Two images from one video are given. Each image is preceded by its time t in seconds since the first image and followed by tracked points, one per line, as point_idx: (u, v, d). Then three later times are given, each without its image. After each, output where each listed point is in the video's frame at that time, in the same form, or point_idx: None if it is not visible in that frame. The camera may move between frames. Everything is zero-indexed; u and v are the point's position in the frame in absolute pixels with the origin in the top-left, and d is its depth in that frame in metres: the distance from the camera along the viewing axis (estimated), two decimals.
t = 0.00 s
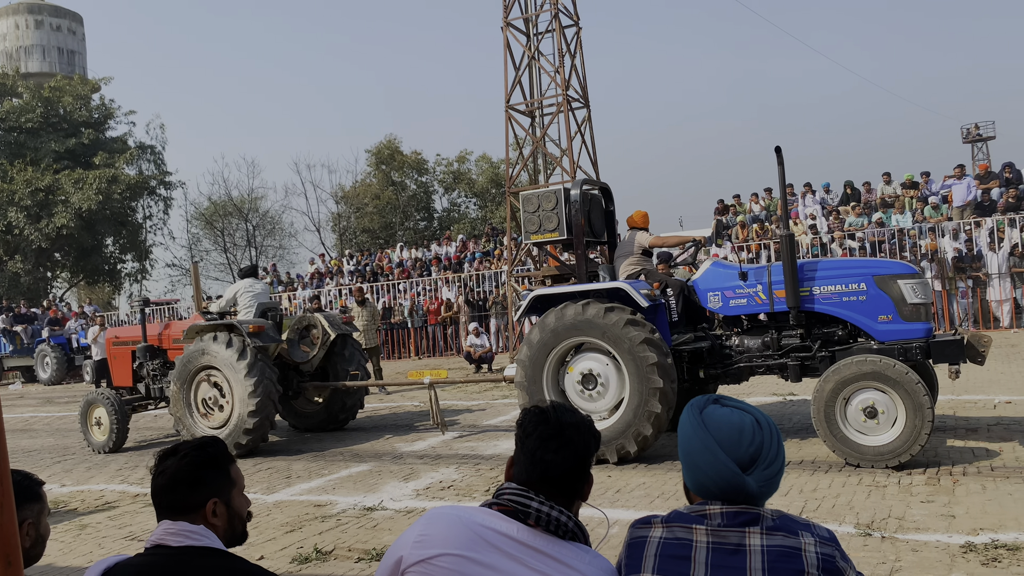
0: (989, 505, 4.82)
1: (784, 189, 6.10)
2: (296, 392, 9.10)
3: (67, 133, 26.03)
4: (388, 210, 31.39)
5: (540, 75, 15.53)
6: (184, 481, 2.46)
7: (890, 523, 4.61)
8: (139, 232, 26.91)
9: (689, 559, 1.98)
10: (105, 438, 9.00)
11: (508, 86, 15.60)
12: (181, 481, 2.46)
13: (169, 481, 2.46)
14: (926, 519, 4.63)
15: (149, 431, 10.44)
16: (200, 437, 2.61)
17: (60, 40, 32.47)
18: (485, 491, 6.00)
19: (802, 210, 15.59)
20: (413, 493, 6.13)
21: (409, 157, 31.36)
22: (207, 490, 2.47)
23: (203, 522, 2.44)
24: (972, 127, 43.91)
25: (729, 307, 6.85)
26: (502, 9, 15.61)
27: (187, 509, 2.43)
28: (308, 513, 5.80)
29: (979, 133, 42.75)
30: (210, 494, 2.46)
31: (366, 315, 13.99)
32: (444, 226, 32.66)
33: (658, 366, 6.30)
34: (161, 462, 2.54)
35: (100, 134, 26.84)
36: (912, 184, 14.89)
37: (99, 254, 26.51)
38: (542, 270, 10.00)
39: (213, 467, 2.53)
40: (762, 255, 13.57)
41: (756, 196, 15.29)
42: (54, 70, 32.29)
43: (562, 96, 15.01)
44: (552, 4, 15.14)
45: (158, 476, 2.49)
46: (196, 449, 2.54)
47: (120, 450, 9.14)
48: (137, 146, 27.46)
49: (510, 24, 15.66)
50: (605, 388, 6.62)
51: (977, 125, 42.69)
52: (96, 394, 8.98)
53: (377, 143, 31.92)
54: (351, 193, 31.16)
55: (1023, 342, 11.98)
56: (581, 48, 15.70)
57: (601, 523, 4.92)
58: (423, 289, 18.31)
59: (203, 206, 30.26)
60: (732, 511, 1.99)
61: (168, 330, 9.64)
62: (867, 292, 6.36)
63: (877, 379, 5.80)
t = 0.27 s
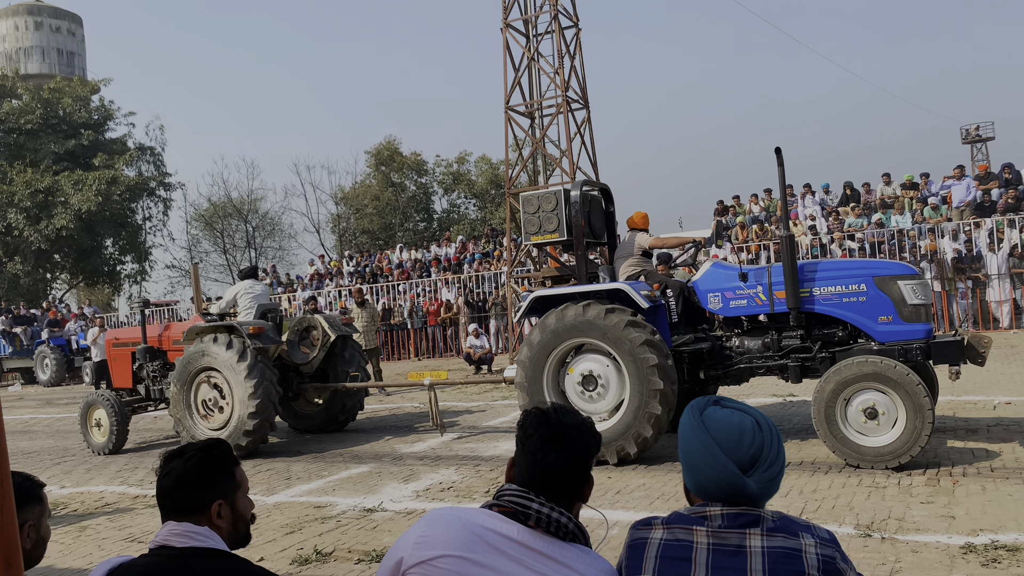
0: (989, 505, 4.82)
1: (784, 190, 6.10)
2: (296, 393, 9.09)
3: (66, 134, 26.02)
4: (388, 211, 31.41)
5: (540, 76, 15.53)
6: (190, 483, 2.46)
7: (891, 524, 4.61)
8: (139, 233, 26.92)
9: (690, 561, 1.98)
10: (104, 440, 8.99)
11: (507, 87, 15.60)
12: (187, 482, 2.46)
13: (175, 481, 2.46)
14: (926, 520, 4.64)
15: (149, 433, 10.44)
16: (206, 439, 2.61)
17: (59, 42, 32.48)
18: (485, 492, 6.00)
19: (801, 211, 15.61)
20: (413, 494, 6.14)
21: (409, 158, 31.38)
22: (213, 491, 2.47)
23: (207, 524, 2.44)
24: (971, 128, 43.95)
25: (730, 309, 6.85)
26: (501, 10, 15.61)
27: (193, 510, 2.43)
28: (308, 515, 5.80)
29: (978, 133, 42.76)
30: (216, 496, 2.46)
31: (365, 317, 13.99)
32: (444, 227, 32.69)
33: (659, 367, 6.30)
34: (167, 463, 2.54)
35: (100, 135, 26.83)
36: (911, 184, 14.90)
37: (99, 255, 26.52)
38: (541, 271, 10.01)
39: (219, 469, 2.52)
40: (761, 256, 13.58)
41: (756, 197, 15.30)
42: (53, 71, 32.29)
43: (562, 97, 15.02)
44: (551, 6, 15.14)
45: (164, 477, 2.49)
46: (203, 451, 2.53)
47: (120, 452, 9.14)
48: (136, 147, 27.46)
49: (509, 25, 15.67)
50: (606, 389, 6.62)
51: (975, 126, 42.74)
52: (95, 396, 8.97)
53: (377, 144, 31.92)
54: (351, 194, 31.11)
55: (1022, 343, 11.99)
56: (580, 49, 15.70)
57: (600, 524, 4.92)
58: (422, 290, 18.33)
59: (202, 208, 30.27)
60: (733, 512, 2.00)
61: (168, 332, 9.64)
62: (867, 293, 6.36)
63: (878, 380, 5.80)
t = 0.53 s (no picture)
0: (990, 507, 4.82)
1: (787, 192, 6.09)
2: (297, 394, 9.09)
3: (68, 135, 26.03)
4: (389, 212, 31.42)
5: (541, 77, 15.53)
6: (191, 484, 2.46)
7: (892, 526, 4.61)
8: (140, 234, 26.94)
9: (691, 562, 1.98)
10: (105, 441, 9.00)
11: (508, 88, 15.61)
12: (188, 483, 2.46)
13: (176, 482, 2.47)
14: (928, 522, 4.63)
15: (149, 433, 10.44)
16: (207, 440, 2.61)
17: (60, 43, 32.51)
18: (486, 494, 6.00)
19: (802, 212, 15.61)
20: (414, 495, 6.13)
21: (410, 160, 31.38)
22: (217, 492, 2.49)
23: (208, 525, 2.44)
24: (972, 130, 43.86)
25: (731, 310, 6.85)
26: (503, 11, 15.60)
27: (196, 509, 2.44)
28: (309, 516, 5.80)
29: (980, 134, 42.67)
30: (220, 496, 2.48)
31: (366, 318, 14.00)
32: (445, 228, 32.70)
33: (659, 369, 6.30)
34: (167, 465, 2.54)
35: (101, 136, 26.84)
36: (912, 186, 14.89)
37: (100, 256, 26.56)
38: (542, 272, 10.02)
39: (220, 470, 2.52)
40: (762, 257, 13.58)
41: (757, 198, 15.29)
42: (55, 73, 32.33)
43: (563, 98, 15.01)
44: (553, 7, 15.14)
45: (165, 479, 2.49)
46: (204, 452, 2.53)
47: (121, 453, 9.14)
48: (137, 148, 27.48)
49: (511, 27, 15.66)
50: (607, 390, 6.61)
51: (977, 128, 42.72)
52: (96, 397, 8.97)
53: (378, 145, 31.90)
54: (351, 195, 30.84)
55: None
56: (582, 50, 15.69)
57: (601, 526, 4.91)
58: (423, 291, 18.33)
59: (203, 209, 30.30)
60: (734, 513, 2.00)
61: (169, 333, 9.65)
62: (868, 294, 6.36)
63: (879, 382, 5.80)
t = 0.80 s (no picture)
0: (993, 507, 4.81)
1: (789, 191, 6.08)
2: (300, 393, 9.10)
3: (71, 134, 26.07)
4: (391, 211, 31.44)
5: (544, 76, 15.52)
6: (196, 480, 2.50)
7: (894, 525, 4.61)
8: (143, 233, 26.99)
9: (693, 561, 1.98)
10: (108, 440, 9.02)
11: (511, 87, 15.60)
12: (193, 479, 2.50)
13: (172, 480, 2.49)
14: (930, 522, 4.63)
15: (152, 432, 10.46)
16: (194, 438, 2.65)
17: (63, 42, 32.56)
18: (488, 492, 6.01)
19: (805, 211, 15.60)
20: (416, 494, 6.14)
21: (413, 159, 31.39)
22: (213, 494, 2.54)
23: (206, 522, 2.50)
24: (976, 128, 43.72)
25: (733, 309, 6.85)
26: (505, 10, 15.59)
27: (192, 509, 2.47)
28: (312, 515, 5.81)
29: (984, 133, 42.59)
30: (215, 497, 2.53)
31: (369, 316, 14.01)
32: (447, 227, 32.72)
33: (662, 368, 6.31)
34: (159, 457, 2.53)
35: (104, 135, 26.88)
36: (915, 185, 14.86)
37: (103, 255, 26.61)
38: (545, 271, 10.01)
39: (216, 469, 2.60)
40: (765, 256, 13.57)
41: (760, 197, 15.27)
42: (58, 72, 32.39)
43: (565, 97, 14.99)
44: (555, 6, 15.12)
45: (165, 471, 2.49)
46: (203, 449, 2.58)
47: (124, 451, 9.16)
48: (141, 147, 27.51)
49: (513, 26, 15.64)
50: (610, 388, 6.61)
51: (979, 126, 42.61)
52: (100, 395, 8.99)
53: (380, 144, 31.88)
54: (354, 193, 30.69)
55: None
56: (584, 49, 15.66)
57: (603, 524, 4.92)
58: (426, 290, 18.35)
59: (206, 208, 30.34)
60: (736, 513, 2.00)
61: (172, 332, 9.67)
62: (871, 293, 6.36)
63: (881, 381, 5.79)
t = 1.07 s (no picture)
0: (996, 505, 4.80)
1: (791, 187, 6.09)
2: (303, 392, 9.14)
3: (74, 134, 26.12)
4: (394, 210, 31.48)
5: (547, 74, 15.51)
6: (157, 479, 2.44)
7: (898, 524, 4.60)
8: (146, 232, 27.03)
9: (696, 559, 1.97)
10: (112, 438, 9.02)
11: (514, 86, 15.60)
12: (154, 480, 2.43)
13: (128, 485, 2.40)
14: (934, 520, 4.62)
15: (156, 431, 10.48)
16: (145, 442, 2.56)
17: (67, 42, 32.66)
18: (491, 490, 6.01)
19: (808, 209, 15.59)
20: (419, 493, 6.14)
21: (416, 158, 31.40)
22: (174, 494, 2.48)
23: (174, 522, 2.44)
24: (981, 125, 43.50)
25: (737, 307, 6.84)
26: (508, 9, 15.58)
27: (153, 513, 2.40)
28: (315, 513, 5.82)
29: (988, 132, 42.55)
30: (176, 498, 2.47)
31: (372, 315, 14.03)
32: (450, 226, 32.74)
33: (666, 368, 6.29)
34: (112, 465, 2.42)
35: (108, 135, 26.92)
36: (919, 183, 14.84)
37: (107, 254, 26.66)
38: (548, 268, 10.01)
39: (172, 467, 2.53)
40: (769, 255, 13.55)
41: (763, 196, 15.26)
42: (62, 71, 32.44)
43: (568, 95, 14.98)
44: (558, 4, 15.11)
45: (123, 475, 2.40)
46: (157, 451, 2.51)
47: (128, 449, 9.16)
48: (144, 146, 27.55)
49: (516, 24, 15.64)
50: (613, 388, 6.61)
51: (984, 123, 42.42)
52: (104, 393, 9.02)
53: (383, 143, 31.87)
54: (357, 193, 31.12)
55: None
56: (587, 47, 15.61)
57: (606, 522, 4.92)
58: (428, 289, 18.36)
59: (209, 206, 30.40)
60: (740, 511, 1.99)
61: (176, 330, 9.68)
62: (875, 291, 6.35)
63: (886, 379, 5.78)
